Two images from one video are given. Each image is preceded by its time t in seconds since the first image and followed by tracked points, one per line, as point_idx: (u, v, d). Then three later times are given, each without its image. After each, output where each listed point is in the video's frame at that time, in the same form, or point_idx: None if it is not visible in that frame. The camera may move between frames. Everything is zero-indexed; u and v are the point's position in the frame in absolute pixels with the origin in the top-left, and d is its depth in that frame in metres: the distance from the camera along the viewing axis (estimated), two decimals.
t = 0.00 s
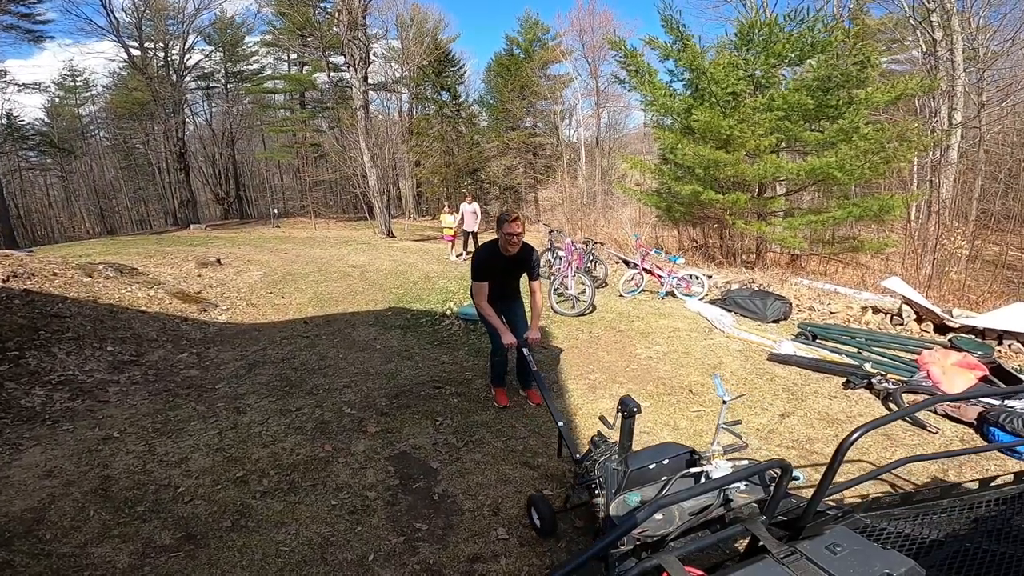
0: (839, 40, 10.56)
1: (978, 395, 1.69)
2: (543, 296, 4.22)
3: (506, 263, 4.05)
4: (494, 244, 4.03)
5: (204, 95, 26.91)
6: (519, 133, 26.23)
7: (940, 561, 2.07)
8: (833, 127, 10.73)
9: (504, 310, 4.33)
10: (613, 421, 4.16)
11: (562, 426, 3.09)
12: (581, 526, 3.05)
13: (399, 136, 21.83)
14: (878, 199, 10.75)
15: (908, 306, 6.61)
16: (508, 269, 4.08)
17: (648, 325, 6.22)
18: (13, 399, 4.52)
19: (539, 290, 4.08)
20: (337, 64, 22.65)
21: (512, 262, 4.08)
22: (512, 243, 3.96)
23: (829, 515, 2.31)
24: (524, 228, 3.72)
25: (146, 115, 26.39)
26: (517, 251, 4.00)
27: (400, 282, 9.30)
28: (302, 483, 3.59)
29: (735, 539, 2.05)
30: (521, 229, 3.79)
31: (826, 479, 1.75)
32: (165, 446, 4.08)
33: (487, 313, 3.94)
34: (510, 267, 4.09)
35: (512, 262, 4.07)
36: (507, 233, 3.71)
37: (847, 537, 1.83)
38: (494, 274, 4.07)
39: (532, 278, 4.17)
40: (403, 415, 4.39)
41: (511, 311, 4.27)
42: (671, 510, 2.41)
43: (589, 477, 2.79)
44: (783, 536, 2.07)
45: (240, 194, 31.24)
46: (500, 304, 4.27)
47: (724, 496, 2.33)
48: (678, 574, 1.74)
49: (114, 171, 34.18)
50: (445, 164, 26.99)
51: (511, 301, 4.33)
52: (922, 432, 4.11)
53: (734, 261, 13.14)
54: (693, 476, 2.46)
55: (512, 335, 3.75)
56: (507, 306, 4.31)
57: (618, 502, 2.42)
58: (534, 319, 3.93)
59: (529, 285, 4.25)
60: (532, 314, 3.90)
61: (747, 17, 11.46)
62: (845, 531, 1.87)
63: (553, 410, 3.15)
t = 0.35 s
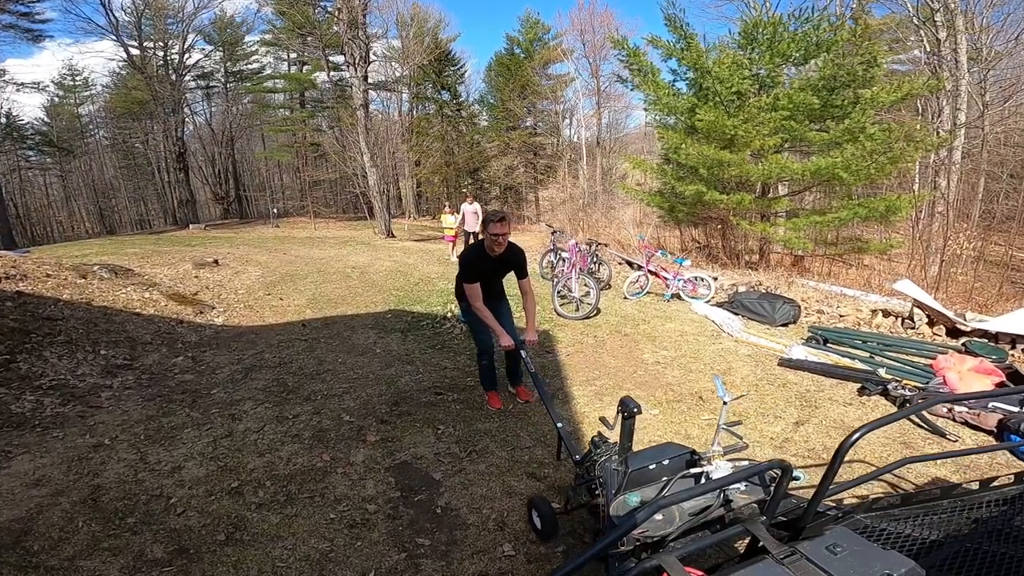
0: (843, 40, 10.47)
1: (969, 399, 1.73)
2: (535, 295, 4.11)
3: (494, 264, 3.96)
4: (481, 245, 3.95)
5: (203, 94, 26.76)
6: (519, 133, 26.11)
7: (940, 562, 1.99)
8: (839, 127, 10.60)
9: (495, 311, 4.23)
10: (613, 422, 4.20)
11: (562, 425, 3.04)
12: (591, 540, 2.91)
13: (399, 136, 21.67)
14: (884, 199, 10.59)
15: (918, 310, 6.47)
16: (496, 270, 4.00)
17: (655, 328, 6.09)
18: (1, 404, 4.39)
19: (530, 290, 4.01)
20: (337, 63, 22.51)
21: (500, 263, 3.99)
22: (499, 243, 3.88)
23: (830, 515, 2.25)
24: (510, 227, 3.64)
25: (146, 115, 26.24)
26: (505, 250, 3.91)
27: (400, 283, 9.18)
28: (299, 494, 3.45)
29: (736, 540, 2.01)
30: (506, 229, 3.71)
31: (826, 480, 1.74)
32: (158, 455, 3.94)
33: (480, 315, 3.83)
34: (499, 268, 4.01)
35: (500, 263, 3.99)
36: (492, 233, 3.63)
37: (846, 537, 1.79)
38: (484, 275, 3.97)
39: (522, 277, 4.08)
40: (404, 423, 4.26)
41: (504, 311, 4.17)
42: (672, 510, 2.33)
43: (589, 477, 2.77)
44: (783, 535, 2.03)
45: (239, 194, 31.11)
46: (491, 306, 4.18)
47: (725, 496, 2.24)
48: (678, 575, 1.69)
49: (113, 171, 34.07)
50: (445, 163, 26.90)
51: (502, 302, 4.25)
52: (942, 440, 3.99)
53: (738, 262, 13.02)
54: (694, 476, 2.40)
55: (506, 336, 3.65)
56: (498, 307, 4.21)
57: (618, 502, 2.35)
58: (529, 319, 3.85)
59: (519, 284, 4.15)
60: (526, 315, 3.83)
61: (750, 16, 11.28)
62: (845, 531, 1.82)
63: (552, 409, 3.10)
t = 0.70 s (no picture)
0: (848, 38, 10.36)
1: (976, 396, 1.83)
2: (538, 294, 4.04)
3: (499, 262, 3.90)
4: (484, 244, 3.88)
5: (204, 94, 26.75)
6: (519, 133, 26.05)
7: (938, 562, 2.02)
8: (843, 127, 10.51)
9: (499, 311, 4.15)
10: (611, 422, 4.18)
11: (563, 425, 3.05)
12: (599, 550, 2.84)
13: (400, 136, 21.58)
14: (889, 200, 10.49)
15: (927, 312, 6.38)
16: (501, 269, 3.93)
17: (660, 331, 6.02)
18: None
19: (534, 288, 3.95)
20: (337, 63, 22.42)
21: (504, 261, 3.92)
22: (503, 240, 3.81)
23: (828, 514, 2.25)
24: (514, 223, 3.59)
25: (146, 115, 26.16)
26: (509, 248, 3.84)
27: (401, 284, 9.11)
28: (300, 502, 3.38)
29: (733, 540, 1.96)
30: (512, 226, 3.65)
31: (824, 480, 1.73)
32: (155, 460, 3.87)
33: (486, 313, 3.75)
34: (503, 267, 3.95)
35: (504, 261, 3.92)
36: (497, 230, 3.57)
37: (844, 536, 1.78)
38: (488, 273, 3.89)
39: (527, 275, 4.00)
40: (406, 429, 4.19)
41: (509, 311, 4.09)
42: (671, 510, 2.37)
43: (588, 478, 2.79)
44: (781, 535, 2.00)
45: (240, 194, 31.05)
46: (495, 306, 4.12)
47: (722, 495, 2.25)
48: None
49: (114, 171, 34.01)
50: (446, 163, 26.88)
51: (506, 301, 4.18)
52: (956, 444, 3.94)
53: (741, 263, 12.95)
54: (692, 476, 2.45)
55: (513, 335, 3.57)
56: (502, 307, 4.13)
57: (616, 501, 2.38)
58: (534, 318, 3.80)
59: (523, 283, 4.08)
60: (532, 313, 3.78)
61: (754, 15, 11.20)
62: (842, 530, 1.82)
63: (552, 408, 3.09)
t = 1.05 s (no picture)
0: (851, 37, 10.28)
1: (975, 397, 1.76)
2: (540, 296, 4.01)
3: (501, 264, 3.87)
4: (487, 246, 3.86)
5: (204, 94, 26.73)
6: (520, 133, 26.02)
7: (937, 561, 1.98)
8: (846, 127, 10.43)
9: (501, 312, 4.11)
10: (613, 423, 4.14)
11: (563, 425, 3.01)
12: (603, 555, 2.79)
13: (400, 136, 21.53)
14: (892, 200, 10.38)
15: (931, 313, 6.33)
16: (503, 270, 3.90)
17: (662, 332, 5.98)
18: None
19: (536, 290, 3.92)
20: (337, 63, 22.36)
21: (507, 263, 3.89)
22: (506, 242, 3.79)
23: (828, 514, 2.22)
24: (517, 225, 3.56)
25: (146, 114, 26.09)
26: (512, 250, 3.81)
27: (402, 285, 9.07)
28: (299, 506, 3.34)
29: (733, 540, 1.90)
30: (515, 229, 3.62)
31: (824, 478, 1.69)
32: (153, 463, 3.83)
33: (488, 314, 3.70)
34: (506, 269, 3.91)
35: (507, 263, 3.89)
36: (500, 232, 3.54)
37: (844, 536, 1.74)
38: (491, 274, 3.86)
39: (529, 278, 3.97)
40: (407, 431, 4.15)
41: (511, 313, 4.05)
42: (671, 510, 2.34)
43: (588, 478, 2.75)
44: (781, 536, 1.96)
45: (240, 194, 31.02)
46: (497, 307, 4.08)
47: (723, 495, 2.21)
48: None
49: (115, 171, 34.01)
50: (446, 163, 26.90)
51: (508, 302, 4.14)
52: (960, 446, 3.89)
53: (742, 264, 12.92)
54: (692, 475, 2.41)
55: (513, 337, 3.52)
56: (505, 309, 4.10)
57: (617, 502, 2.36)
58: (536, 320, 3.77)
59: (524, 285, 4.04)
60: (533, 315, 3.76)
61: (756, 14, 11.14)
62: (843, 530, 1.77)
63: (552, 408, 3.05)
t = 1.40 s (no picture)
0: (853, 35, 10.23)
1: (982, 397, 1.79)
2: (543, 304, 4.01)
3: (506, 273, 3.85)
4: (492, 253, 3.82)
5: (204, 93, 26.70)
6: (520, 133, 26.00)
7: (938, 561, 1.95)
8: (848, 126, 10.38)
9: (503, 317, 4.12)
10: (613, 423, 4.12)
11: (563, 426, 3.00)
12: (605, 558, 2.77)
13: (400, 136, 21.48)
14: (893, 199, 10.34)
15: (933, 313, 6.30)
16: (507, 278, 3.89)
17: (664, 332, 5.96)
18: None
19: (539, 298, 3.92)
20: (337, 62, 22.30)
21: (511, 271, 3.87)
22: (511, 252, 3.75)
23: (828, 513, 2.19)
24: (523, 238, 3.51)
25: (146, 114, 26.08)
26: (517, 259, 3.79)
27: (402, 284, 9.05)
28: (298, 508, 3.31)
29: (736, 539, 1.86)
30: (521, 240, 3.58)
31: (824, 477, 1.68)
32: (151, 464, 3.80)
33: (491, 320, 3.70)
34: (510, 276, 3.90)
35: (511, 271, 3.86)
36: (506, 245, 3.50)
37: (844, 536, 1.72)
38: (495, 282, 3.84)
39: (532, 285, 3.94)
40: (407, 432, 4.12)
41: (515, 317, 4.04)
42: (671, 510, 2.32)
43: (588, 478, 2.73)
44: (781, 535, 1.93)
45: (240, 194, 31.00)
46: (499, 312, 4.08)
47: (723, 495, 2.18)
48: None
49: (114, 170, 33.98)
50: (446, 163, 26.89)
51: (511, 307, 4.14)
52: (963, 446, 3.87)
53: (742, 264, 12.90)
54: (691, 475, 2.39)
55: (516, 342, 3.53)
56: (508, 314, 4.08)
57: (616, 502, 2.34)
58: (538, 328, 3.79)
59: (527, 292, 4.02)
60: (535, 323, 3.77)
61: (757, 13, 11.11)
62: (844, 530, 1.75)
63: (552, 408, 3.03)
